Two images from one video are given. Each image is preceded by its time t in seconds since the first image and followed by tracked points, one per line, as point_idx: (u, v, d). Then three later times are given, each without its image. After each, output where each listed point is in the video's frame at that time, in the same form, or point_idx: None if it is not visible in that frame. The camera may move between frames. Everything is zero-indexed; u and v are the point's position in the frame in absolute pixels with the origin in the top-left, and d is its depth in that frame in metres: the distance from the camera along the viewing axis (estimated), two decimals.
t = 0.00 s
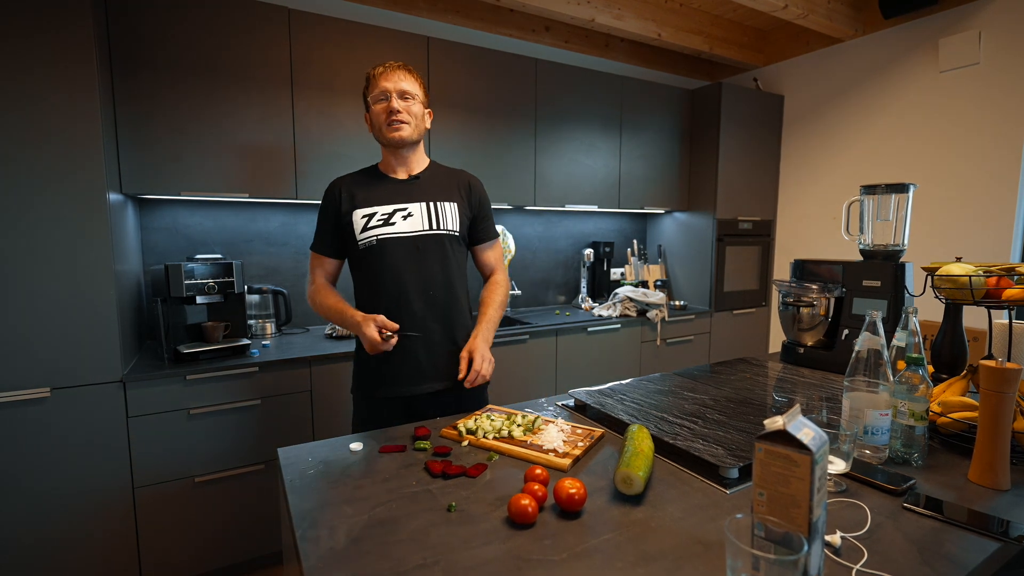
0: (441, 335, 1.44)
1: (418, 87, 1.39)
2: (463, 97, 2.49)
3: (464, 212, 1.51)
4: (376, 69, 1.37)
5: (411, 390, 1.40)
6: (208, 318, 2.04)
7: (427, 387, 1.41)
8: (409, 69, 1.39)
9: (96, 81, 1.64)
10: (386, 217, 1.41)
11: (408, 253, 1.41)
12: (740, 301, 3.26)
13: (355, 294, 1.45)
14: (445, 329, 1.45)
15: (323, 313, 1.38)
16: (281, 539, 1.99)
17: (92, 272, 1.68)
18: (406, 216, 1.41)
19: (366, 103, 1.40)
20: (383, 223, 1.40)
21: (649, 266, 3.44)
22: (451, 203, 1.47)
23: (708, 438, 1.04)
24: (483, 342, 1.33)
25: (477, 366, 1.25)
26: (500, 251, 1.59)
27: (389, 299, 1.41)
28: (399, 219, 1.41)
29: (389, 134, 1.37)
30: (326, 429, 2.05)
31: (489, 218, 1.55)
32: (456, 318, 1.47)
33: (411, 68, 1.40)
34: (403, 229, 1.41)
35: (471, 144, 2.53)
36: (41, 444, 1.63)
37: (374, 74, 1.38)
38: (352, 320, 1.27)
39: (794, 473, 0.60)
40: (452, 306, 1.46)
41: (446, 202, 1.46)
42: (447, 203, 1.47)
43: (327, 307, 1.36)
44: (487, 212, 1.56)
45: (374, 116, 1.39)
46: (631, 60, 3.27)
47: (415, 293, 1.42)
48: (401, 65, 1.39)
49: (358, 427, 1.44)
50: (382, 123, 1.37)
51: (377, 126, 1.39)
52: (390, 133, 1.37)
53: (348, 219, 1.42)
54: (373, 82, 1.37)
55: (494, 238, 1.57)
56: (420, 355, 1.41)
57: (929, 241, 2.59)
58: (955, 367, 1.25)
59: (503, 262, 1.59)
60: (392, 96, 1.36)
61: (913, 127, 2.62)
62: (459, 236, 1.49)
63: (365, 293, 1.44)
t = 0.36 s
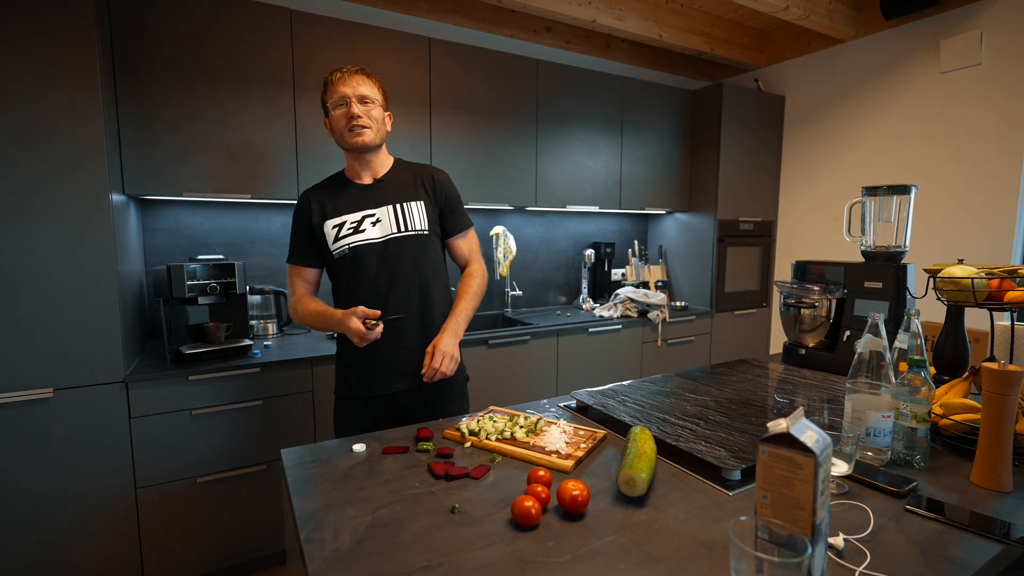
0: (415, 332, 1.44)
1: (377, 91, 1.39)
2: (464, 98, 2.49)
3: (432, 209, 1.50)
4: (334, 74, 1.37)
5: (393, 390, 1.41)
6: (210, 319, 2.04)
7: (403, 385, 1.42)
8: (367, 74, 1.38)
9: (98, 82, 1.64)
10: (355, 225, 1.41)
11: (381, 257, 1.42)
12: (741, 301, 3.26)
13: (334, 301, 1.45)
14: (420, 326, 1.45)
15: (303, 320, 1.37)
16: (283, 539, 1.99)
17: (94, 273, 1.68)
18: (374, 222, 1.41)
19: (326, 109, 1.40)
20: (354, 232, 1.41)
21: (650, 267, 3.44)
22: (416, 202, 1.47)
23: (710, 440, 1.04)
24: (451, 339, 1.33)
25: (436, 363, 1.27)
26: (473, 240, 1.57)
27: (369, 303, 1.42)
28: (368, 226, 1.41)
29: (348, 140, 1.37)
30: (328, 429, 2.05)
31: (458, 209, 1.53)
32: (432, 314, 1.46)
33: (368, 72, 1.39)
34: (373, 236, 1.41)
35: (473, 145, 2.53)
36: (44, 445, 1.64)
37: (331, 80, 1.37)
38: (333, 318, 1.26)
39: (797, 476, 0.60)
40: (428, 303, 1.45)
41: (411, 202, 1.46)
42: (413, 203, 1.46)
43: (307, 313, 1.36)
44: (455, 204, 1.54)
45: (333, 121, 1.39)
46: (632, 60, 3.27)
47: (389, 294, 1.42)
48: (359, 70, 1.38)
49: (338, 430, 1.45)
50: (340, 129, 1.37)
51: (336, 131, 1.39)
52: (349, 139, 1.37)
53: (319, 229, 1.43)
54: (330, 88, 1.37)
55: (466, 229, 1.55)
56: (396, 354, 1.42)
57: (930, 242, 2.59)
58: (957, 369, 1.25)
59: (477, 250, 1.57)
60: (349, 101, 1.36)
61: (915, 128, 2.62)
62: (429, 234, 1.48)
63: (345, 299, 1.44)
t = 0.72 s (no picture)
0: (414, 331, 1.44)
1: (372, 102, 1.38)
2: (467, 100, 2.50)
3: (423, 208, 1.49)
4: (330, 84, 1.33)
5: (394, 392, 1.42)
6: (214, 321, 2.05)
7: (406, 383, 1.42)
8: (362, 83, 1.36)
9: (103, 85, 1.65)
10: (348, 233, 1.42)
11: (376, 262, 1.43)
12: (744, 303, 3.26)
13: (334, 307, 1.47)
14: (420, 323, 1.45)
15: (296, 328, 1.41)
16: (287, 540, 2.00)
17: (100, 275, 1.70)
18: (367, 227, 1.42)
19: (319, 118, 1.36)
20: (347, 240, 1.42)
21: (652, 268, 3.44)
22: (406, 203, 1.47)
23: (711, 443, 1.05)
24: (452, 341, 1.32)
25: (439, 364, 1.26)
26: (468, 234, 1.57)
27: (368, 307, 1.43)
28: (361, 232, 1.42)
29: (347, 153, 1.36)
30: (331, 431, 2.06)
31: (449, 206, 1.53)
32: (431, 312, 1.47)
33: (367, 85, 1.38)
34: (366, 242, 1.42)
35: (475, 147, 2.54)
36: (49, 446, 1.65)
37: (330, 91, 1.33)
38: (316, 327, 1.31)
39: (799, 480, 0.60)
40: (426, 301, 1.46)
41: (401, 204, 1.46)
42: (404, 205, 1.46)
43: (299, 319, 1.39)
44: (446, 201, 1.53)
45: (327, 132, 1.36)
46: (635, 62, 3.28)
47: (387, 296, 1.42)
48: (353, 78, 1.35)
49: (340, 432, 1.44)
50: (337, 142, 1.35)
51: (331, 143, 1.36)
52: (348, 152, 1.36)
53: (313, 238, 1.45)
54: (328, 100, 1.33)
55: (460, 224, 1.55)
56: (398, 352, 1.42)
57: (934, 243, 2.59)
58: (960, 372, 1.25)
59: (474, 244, 1.56)
60: (348, 114, 1.34)
61: (918, 129, 2.62)
62: (422, 235, 1.48)
63: (343, 303, 1.45)
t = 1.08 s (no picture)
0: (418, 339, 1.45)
1: (417, 115, 1.36)
2: (469, 104, 2.51)
3: (444, 221, 1.51)
4: (381, 96, 1.29)
5: (396, 396, 1.43)
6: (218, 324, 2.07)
7: (413, 386, 1.44)
8: (411, 95, 1.33)
9: (110, 92, 1.67)
10: (367, 237, 1.42)
11: (393, 271, 1.43)
12: (746, 306, 3.27)
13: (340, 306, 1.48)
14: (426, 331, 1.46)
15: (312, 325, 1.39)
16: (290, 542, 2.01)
17: (107, 279, 1.71)
18: (387, 234, 1.43)
19: (364, 125, 1.32)
20: (366, 244, 1.42)
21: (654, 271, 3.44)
22: (429, 215, 1.48)
23: (712, 449, 1.05)
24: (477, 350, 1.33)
25: (465, 379, 1.22)
26: (486, 251, 1.60)
27: (375, 313, 1.44)
28: (381, 238, 1.43)
29: (389, 166, 1.35)
30: (334, 433, 2.07)
31: (471, 222, 1.55)
32: (436, 320, 1.48)
33: (416, 100, 1.35)
34: (385, 248, 1.43)
35: (478, 151, 2.55)
36: (56, 448, 1.67)
37: (382, 103, 1.29)
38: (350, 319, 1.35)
39: (796, 488, 0.61)
40: (436, 310, 1.48)
41: (424, 215, 1.47)
42: (427, 217, 1.47)
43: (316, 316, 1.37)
44: (469, 216, 1.56)
45: (371, 142, 1.33)
46: (637, 65, 3.29)
47: (396, 304, 1.44)
48: (403, 90, 1.32)
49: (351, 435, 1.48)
50: (381, 153, 1.33)
51: (374, 153, 1.34)
52: (390, 165, 1.35)
53: (329, 238, 1.44)
54: (379, 112, 1.30)
55: (480, 240, 1.57)
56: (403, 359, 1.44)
57: (937, 246, 2.59)
58: (960, 377, 1.25)
59: (491, 261, 1.60)
60: (397, 128, 1.31)
61: (920, 132, 2.62)
62: (441, 248, 1.50)
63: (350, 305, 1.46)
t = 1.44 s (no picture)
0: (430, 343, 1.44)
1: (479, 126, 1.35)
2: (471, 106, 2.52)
3: (484, 231, 1.52)
4: (448, 104, 1.28)
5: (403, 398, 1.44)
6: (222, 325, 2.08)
7: (422, 387, 1.43)
8: (478, 107, 1.32)
9: (116, 95, 1.69)
10: (408, 236, 1.41)
11: (428, 273, 1.42)
12: (749, 307, 3.26)
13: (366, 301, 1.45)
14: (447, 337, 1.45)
15: (344, 320, 1.32)
16: (291, 543, 2.02)
17: (112, 280, 1.73)
18: (428, 236, 1.42)
19: (426, 126, 1.31)
20: (405, 243, 1.41)
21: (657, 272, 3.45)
22: (472, 223, 1.48)
23: (712, 450, 1.05)
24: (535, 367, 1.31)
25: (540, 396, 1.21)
26: (525, 267, 1.61)
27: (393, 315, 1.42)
28: (421, 239, 1.42)
29: (441, 172, 1.35)
30: (336, 434, 2.08)
31: (513, 236, 1.57)
32: (454, 325, 1.47)
33: (482, 111, 1.34)
34: (424, 250, 1.42)
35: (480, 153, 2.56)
36: (61, 448, 1.68)
37: (449, 110, 1.28)
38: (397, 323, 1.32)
39: (794, 489, 0.61)
40: (461, 319, 1.47)
41: (468, 222, 1.47)
42: (470, 224, 1.48)
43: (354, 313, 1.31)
44: (511, 230, 1.57)
45: (428, 146, 1.32)
46: (639, 67, 3.29)
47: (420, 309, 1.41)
48: (471, 100, 1.31)
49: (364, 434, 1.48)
50: (436, 159, 1.33)
51: (429, 155, 1.34)
52: (442, 171, 1.35)
53: (367, 231, 1.41)
54: (444, 118, 1.29)
55: (520, 256, 1.59)
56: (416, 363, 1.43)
57: (939, 248, 2.58)
58: (963, 379, 1.25)
59: (530, 278, 1.61)
60: (457, 138, 1.31)
61: (923, 133, 2.61)
62: (478, 258, 1.50)
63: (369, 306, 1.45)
